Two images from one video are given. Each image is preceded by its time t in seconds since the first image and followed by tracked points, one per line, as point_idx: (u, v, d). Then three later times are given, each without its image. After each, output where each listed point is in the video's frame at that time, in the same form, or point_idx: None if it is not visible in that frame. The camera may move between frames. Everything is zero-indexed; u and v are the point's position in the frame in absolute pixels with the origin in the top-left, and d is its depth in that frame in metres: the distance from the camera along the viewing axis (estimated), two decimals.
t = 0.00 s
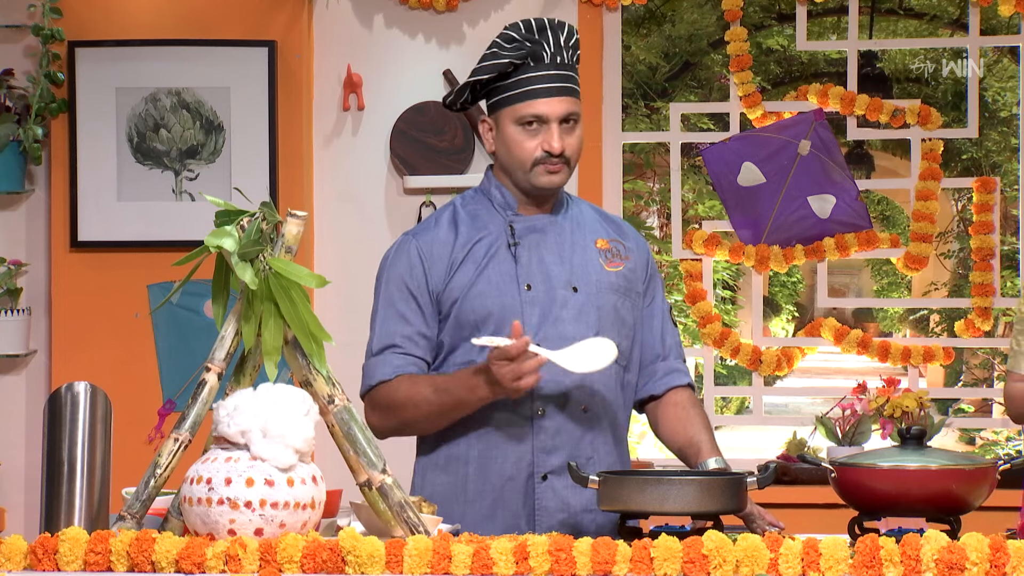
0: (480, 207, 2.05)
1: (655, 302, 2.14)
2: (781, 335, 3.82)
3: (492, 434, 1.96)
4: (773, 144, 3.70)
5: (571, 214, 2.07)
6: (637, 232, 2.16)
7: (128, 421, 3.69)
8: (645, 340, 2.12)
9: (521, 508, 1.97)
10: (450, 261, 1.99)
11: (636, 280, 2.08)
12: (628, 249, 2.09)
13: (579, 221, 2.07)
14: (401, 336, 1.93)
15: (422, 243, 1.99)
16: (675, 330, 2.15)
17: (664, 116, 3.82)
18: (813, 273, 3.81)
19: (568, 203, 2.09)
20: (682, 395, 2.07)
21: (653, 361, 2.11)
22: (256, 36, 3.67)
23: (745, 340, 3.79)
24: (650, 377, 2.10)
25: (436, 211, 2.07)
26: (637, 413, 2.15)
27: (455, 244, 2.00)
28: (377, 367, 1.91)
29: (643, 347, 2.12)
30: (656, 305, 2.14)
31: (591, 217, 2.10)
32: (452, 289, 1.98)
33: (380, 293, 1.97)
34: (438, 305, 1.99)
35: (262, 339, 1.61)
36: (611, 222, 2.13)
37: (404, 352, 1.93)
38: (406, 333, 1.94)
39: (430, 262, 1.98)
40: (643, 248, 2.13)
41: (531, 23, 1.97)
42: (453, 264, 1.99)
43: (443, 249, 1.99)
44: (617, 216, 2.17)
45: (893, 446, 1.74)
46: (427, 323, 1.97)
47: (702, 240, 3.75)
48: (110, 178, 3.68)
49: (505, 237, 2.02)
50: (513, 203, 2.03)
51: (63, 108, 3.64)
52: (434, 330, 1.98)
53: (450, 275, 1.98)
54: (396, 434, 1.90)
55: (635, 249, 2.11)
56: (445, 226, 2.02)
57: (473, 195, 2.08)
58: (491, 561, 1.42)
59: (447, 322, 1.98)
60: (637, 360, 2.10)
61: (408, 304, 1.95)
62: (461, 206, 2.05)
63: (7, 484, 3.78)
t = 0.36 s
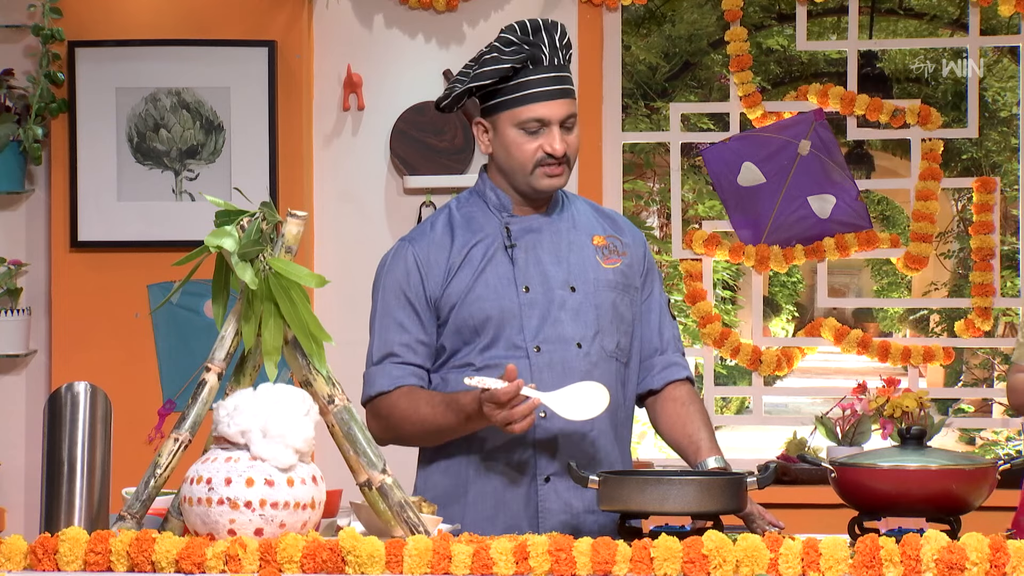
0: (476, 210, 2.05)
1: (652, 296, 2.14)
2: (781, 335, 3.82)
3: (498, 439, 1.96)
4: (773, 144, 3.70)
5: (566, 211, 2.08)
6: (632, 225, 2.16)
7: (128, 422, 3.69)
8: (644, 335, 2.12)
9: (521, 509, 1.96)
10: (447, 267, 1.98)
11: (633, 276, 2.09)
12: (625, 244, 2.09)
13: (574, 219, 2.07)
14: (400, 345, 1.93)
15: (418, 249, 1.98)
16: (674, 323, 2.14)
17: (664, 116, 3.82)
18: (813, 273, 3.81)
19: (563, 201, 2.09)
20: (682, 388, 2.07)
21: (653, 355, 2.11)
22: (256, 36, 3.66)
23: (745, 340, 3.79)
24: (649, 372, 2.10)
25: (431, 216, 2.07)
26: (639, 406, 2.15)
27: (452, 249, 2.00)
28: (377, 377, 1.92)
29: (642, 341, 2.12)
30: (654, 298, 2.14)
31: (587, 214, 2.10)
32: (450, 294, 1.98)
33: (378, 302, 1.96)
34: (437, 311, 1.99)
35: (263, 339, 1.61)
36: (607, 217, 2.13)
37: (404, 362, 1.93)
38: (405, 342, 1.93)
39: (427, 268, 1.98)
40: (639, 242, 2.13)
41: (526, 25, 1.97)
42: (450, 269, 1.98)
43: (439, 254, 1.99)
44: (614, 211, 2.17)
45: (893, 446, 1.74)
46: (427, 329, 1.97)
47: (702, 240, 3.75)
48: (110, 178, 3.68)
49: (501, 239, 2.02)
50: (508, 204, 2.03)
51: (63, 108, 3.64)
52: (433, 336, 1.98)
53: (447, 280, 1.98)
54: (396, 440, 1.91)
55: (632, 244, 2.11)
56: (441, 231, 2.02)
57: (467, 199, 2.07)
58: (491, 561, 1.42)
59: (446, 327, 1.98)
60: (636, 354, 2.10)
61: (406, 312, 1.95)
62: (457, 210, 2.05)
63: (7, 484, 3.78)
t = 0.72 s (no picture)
0: (478, 209, 2.04)
1: (652, 297, 2.14)
2: (781, 335, 3.82)
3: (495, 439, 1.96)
4: (773, 144, 3.70)
5: (567, 212, 2.08)
6: (633, 227, 2.16)
7: (128, 422, 3.69)
8: (643, 337, 2.12)
9: (520, 510, 1.96)
10: (449, 266, 1.98)
11: (633, 277, 2.09)
12: (625, 246, 2.09)
13: (575, 220, 2.07)
14: (400, 341, 1.93)
15: (420, 247, 1.98)
16: (672, 326, 2.15)
17: (664, 116, 3.82)
18: (813, 273, 3.81)
19: (564, 201, 2.10)
20: (679, 388, 2.07)
21: (651, 358, 2.11)
22: (256, 36, 3.66)
23: (745, 340, 3.80)
24: (648, 374, 2.09)
25: (433, 214, 2.06)
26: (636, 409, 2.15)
27: (454, 247, 1.99)
28: (377, 375, 1.91)
29: (640, 343, 2.12)
30: (653, 300, 2.14)
31: (588, 215, 2.10)
32: (451, 293, 1.98)
33: (379, 298, 1.96)
34: (438, 310, 1.99)
35: (263, 339, 1.61)
36: (608, 219, 2.13)
37: (405, 360, 1.93)
38: (405, 340, 1.94)
39: (428, 266, 1.98)
40: (640, 243, 2.13)
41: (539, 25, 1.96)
42: (452, 268, 1.98)
43: (441, 252, 1.99)
44: (614, 212, 2.17)
45: (893, 446, 1.74)
46: (428, 327, 1.97)
47: (702, 240, 3.75)
48: (110, 178, 3.68)
49: (503, 239, 2.02)
50: (510, 205, 2.03)
51: (63, 108, 3.64)
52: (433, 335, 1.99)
53: (449, 279, 1.98)
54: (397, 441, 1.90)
55: (632, 246, 2.11)
56: (443, 230, 2.02)
57: (470, 198, 2.07)
58: (491, 561, 1.42)
59: (447, 327, 1.98)
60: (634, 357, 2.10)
61: (407, 309, 1.95)
62: (459, 209, 2.05)
63: (7, 484, 3.78)
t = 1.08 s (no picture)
0: (480, 208, 2.05)
1: (653, 300, 2.14)
2: (781, 335, 3.82)
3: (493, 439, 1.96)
4: (773, 144, 3.70)
5: (569, 213, 2.08)
6: (636, 229, 2.16)
7: (128, 422, 3.69)
8: (644, 339, 2.12)
9: (520, 511, 1.96)
10: (450, 264, 1.99)
11: (635, 280, 2.09)
12: (628, 247, 2.09)
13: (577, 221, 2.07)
14: (401, 322, 1.89)
15: (422, 241, 1.98)
16: (674, 328, 2.14)
17: (664, 116, 3.82)
18: (813, 273, 3.81)
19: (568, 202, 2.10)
20: (679, 392, 2.06)
21: (652, 359, 2.11)
22: (256, 36, 3.66)
23: (745, 340, 3.80)
24: (649, 376, 2.09)
25: (436, 210, 2.07)
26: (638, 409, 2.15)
27: (454, 244, 2.01)
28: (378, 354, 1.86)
29: (641, 345, 2.12)
30: (655, 303, 2.14)
31: (590, 216, 2.10)
32: (453, 288, 1.97)
33: (381, 289, 1.95)
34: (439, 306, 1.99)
35: (262, 339, 1.61)
36: (611, 220, 2.13)
37: (408, 334, 1.88)
38: (407, 319, 1.90)
39: (431, 261, 1.98)
40: (642, 246, 2.13)
41: (542, 26, 1.96)
42: (453, 267, 1.99)
43: (444, 250, 2.00)
44: (616, 212, 2.17)
45: (893, 446, 1.74)
46: (431, 313, 1.94)
47: (702, 240, 3.75)
48: (110, 178, 3.68)
49: (504, 239, 2.02)
50: (512, 205, 2.03)
51: (63, 108, 3.64)
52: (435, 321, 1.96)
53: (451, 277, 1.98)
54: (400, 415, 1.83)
55: (634, 248, 2.11)
56: (445, 228, 2.02)
57: (473, 196, 2.07)
58: (491, 561, 1.42)
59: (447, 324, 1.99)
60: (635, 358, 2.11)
61: (409, 295, 1.93)
62: (461, 207, 2.05)
63: (7, 484, 3.78)
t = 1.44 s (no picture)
0: (481, 210, 2.04)
1: (652, 298, 2.14)
2: (781, 335, 3.82)
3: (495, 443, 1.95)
4: (773, 144, 3.71)
5: (569, 212, 2.08)
6: (634, 227, 2.16)
7: (128, 422, 3.69)
8: (643, 336, 2.12)
9: (522, 511, 1.96)
10: (454, 268, 1.98)
11: (635, 278, 2.09)
12: (627, 245, 2.09)
13: (576, 219, 2.07)
14: (409, 342, 1.92)
15: (426, 247, 1.98)
16: (672, 325, 2.15)
17: (664, 116, 3.82)
18: (813, 273, 3.81)
19: (565, 202, 2.10)
20: (678, 389, 2.06)
21: (652, 357, 2.11)
22: (256, 36, 3.66)
23: (745, 340, 3.80)
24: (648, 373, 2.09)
25: (437, 213, 2.07)
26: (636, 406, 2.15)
27: (458, 248, 1.99)
28: (386, 376, 1.89)
29: (641, 343, 2.12)
30: (654, 300, 2.14)
31: (589, 214, 2.10)
32: (457, 294, 1.97)
33: (386, 300, 1.95)
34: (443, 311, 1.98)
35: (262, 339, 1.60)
36: (609, 218, 2.13)
37: (416, 357, 1.91)
38: (414, 341, 1.92)
39: (434, 268, 1.98)
40: (640, 243, 2.13)
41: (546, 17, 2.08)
42: (456, 271, 1.98)
43: (447, 253, 1.99)
44: (614, 211, 2.17)
45: (893, 446, 1.74)
46: (436, 327, 1.96)
47: (702, 240, 3.75)
48: (110, 178, 3.68)
49: (507, 239, 2.01)
50: (515, 204, 2.04)
51: (63, 108, 3.64)
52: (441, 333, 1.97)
53: (454, 281, 1.98)
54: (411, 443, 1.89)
55: (633, 246, 2.11)
56: (448, 229, 2.02)
57: (473, 198, 2.07)
58: (491, 561, 1.42)
59: (452, 328, 1.98)
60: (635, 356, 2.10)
61: (415, 310, 1.94)
62: (463, 208, 2.05)
63: (7, 484, 3.78)
